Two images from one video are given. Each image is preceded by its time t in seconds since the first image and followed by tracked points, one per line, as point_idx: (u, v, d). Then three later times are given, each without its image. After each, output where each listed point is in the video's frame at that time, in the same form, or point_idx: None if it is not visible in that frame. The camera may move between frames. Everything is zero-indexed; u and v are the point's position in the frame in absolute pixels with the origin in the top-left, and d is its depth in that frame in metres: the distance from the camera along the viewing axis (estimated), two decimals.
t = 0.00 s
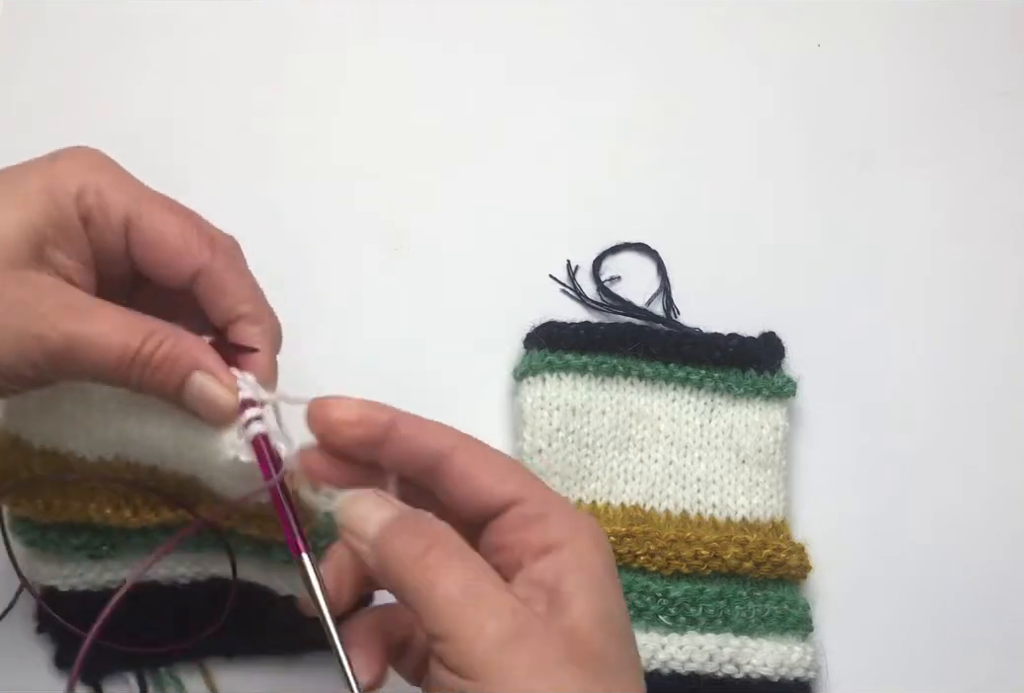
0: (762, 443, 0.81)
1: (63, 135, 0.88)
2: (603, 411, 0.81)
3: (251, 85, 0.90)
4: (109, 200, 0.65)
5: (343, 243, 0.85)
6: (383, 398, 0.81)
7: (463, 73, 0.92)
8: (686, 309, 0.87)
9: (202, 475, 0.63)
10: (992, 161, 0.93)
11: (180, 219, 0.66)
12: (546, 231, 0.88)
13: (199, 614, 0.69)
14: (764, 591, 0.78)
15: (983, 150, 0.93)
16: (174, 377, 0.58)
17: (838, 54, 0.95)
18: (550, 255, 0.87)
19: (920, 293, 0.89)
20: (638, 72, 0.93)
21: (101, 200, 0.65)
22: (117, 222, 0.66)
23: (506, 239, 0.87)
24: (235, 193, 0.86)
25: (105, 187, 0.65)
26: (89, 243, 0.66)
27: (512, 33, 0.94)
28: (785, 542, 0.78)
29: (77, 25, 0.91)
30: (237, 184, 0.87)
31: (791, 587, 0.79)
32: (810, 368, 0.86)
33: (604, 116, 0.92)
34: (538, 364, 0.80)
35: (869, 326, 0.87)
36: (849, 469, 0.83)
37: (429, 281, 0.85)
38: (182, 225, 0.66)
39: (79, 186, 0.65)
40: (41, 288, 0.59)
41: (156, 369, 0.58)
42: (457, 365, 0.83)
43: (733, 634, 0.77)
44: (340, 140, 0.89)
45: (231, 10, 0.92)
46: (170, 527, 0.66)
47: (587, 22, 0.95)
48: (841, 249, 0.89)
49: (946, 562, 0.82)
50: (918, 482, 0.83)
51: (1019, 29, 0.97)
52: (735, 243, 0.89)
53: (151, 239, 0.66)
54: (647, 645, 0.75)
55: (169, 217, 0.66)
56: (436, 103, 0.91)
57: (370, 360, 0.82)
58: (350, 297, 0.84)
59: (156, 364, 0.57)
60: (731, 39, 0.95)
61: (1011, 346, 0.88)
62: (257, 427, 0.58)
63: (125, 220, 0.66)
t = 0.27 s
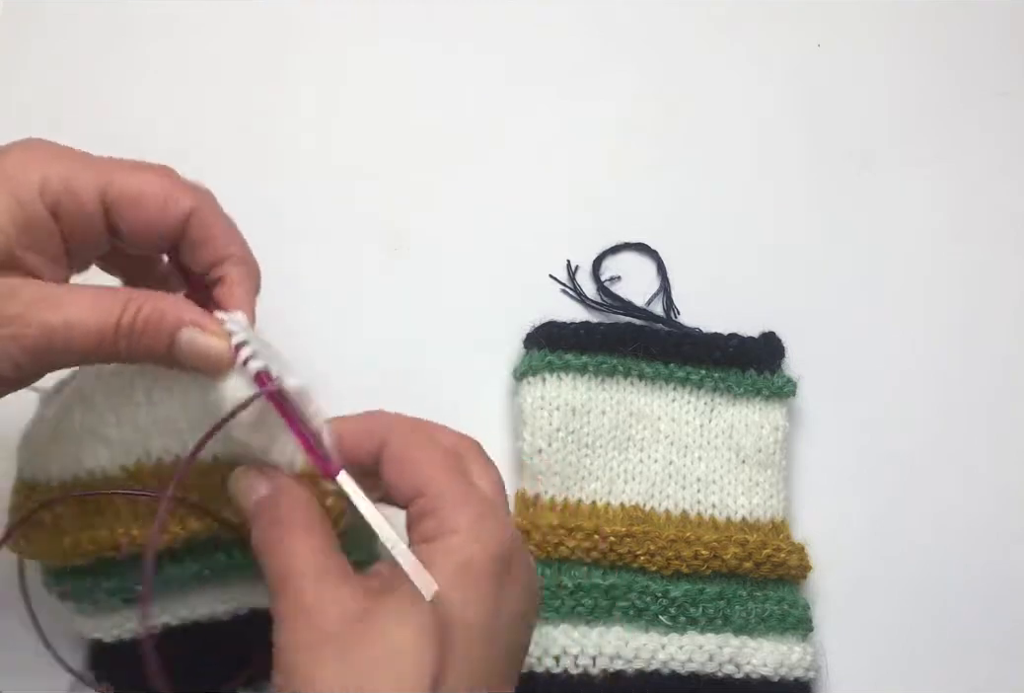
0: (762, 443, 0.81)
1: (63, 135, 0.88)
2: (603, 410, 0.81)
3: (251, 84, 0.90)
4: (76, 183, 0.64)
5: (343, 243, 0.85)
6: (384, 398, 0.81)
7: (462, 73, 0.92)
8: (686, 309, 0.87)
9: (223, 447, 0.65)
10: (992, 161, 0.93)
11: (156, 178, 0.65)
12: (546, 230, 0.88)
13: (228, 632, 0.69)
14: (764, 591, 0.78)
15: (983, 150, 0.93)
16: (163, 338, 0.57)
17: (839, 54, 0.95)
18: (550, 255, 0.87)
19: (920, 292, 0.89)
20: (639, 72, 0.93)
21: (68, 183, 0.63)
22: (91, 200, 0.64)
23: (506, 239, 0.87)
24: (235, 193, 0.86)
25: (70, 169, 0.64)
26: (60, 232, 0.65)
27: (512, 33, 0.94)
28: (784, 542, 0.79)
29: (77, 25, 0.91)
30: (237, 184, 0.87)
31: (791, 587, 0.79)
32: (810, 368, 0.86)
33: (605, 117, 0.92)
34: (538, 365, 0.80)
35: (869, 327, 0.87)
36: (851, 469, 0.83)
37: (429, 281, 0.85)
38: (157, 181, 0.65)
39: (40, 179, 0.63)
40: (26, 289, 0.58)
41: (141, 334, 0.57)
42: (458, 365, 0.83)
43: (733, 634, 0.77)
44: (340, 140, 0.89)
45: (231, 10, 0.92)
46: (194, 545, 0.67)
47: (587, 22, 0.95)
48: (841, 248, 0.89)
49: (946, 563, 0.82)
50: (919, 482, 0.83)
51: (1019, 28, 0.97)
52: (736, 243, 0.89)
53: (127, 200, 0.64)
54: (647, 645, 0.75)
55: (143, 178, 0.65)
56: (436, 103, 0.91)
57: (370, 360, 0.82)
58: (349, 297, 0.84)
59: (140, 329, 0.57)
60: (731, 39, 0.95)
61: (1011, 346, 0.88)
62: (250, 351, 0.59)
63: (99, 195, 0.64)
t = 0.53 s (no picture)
0: (762, 443, 0.81)
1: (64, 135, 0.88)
2: (603, 410, 0.81)
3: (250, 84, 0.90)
4: (69, 183, 0.65)
5: (343, 243, 0.85)
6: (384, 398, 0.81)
7: (462, 73, 0.92)
8: (686, 309, 0.87)
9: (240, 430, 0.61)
10: (992, 161, 0.93)
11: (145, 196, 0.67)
12: (546, 231, 0.88)
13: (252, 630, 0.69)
14: (764, 591, 0.78)
15: (983, 150, 0.93)
16: (160, 349, 0.57)
17: (839, 54, 0.95)
18: (550, 255, 0.87)
19: (920, 292, 0.89)
20: (639, 73, 0.93)
21: (60, 183, 0.65)
22: (80, 203, 0.66)
23: (507, 239, 0.87)
24: (235, 193, 0.86)
25: (64, 172, 0.65)
26: (46, 225, 0.67)
27: (512, 33, 0.94)
28: (784, 542, 0.79)
29: (76, 24, 0.91)
30: (237, 183, 0.87)
31: (791, 587, 0.79)
32: (810, 368, 0.86)
33: (605, 117, 0.92)
34: (538, 364, 0.80)
35: (869, 327, 0.87)
36: (851, 468, 0.83)
37: (429, 281, 0.85)
38: (150, 207, 0.67)
39: (37, 173, 0.65)
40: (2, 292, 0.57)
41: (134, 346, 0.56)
42: (458, 365, 0.83)
43: (733, 634, 0.77)
44: (340, 139, 0.89)
45: (231, 10, 0.92)
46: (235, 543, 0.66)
47: (587, 22, 0.95)
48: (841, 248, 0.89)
49: (946, 563, 0.82)
50: (920, 482, 0.83)
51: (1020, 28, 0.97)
52: (736, 243, 0.89)
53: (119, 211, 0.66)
54: (647, 645, 0.75)
55: (135, 194, 0.67)
56: (436, 103, 0.91)
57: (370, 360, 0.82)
58: (349, 297, 0.84)
59: (131, 337, 0.56)
60: (731, 39, 0.95)
61: (1011, 346, 0.88)
62: (217, 303, 0.61)
63: (88, 200, 0.66)
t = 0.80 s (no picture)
0: (762, 443, 0.81)
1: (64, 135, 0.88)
2: (603, 410, 0.81)
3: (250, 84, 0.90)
4: (98, 195, 0.67)
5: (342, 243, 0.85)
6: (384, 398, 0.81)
7: (462, 73, 0.92)
8: (686, 309, 0.87)
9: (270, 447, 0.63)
10: (992, 161, 0.93)
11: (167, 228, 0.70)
12: (546, 231, 0.88)
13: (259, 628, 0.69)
14: (764, 591, 0.78)
15: (983, 150, 0.93)
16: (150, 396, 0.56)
17: (839, 54, 0.95)
18: (550, 255, 0.87)
19: (920, 292, 0.89)
20: (639, 73, 0.93)
21: (90, 193, 0.67)
22: (104, 218, 0.68)
23: (507, 240, 0.87)
24: (235, 193, 0.86)
25: (95, 185, 0.67)
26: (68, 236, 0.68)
27: (512, 33, 0.94)
28: (785, 542, 0.78)
29: (76, 24, 0.91)
30: (237, 183, 0.87)
31: (791, 587, 0.79)
32: (810, 368, 0.86)
33: (605, 117, 0.92)
34: (538, 365, 0.80)
35: (869, 327, 0.87)
36: (852, 468, 0.83)
37: (429, 281, 0.85)
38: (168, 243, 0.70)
39: (71, 173, 0.66)
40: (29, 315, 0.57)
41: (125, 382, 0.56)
42: (458, 365, 0.83)
43: (733, 634, 0.77)
44: (339, 139, 0.89)
45: (232, 10, 0.92)
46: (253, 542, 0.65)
47: (587, 22, 0.95)
48: (841, 248, 0.89)
49: (946, 562, 0.82)
50: (920, 482, 0.83)
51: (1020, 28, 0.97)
52: (736, 243, 0.89)
53: (135, 237, 0.69)
54: (647, 645, 0.75)
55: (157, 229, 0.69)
56: (436, 103, 0.91)
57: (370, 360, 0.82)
58: (349, 296, 0.84)
59: (136, 374, 0.56)
60: (731, 39, 0.95)
61: (1011, 346, 0.88)
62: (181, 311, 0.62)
63: (112, 216, 0.68)
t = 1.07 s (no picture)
0: (762, 443, 0.81)
1: (64, 135, 0.88)
2: (603, 410, 0.81)
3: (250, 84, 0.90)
4: (48, 206, 0.63)
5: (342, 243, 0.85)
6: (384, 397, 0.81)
7: (462, 73, 0.92)
8: (686, 309, 0.87)
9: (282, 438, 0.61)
10: (992, 161, 0.93)
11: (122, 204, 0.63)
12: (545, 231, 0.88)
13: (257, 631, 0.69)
14: (764, 591, 0.78)
15: (983, 150, 0.93)
16: (139, 303, 0.56)
17: (839, 53, 0.95)
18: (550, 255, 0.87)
19: (920, 292, 0.89)
20: (639, 73, 0.93)
21: (40, 206, 0.63)
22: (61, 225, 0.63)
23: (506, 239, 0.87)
24: (235, 193, 0.86)
25: (42, 195, 0.63)
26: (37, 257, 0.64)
27: (512, 33, 0.94)
28: (785, 542, 0.78)
29: (75, 24, 0.91)
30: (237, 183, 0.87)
31: (791, 587, 0.79)
32: (810, 368, 0.86)
33: (604, 117, 0.92)
34: (538, 364, 0.80)
35: (869, 327, 0.87)
36: (851, 468, 0.83)
37: (428, 281, 0.85)
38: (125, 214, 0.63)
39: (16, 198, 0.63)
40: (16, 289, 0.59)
41: (113, 299, 0.56)
42: (457, 364, 0.83)
43: (733, 634, 0.77)
44: (339, 139, 0.89)
45: (231, 10, 0.92)
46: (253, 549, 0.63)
47: (587, 22, 0.95)
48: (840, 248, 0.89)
49: (946, 563, 0.82)
50: (919, 482, 0.83)
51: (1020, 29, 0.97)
52: (736, 243, 0.89)
53: (99, 227, 0.63)
54: (647, 645, 0.75)
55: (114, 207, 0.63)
56: (435, 103, 0.91)
57: (370, 359, 0.82)
58: (349, 296, 0.84)
59: (118, 295, 0.56)
60: (731, 39, 0.95)
61: (1011, 346, 0.88)
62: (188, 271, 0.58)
63: (67, 220, 0.63)
